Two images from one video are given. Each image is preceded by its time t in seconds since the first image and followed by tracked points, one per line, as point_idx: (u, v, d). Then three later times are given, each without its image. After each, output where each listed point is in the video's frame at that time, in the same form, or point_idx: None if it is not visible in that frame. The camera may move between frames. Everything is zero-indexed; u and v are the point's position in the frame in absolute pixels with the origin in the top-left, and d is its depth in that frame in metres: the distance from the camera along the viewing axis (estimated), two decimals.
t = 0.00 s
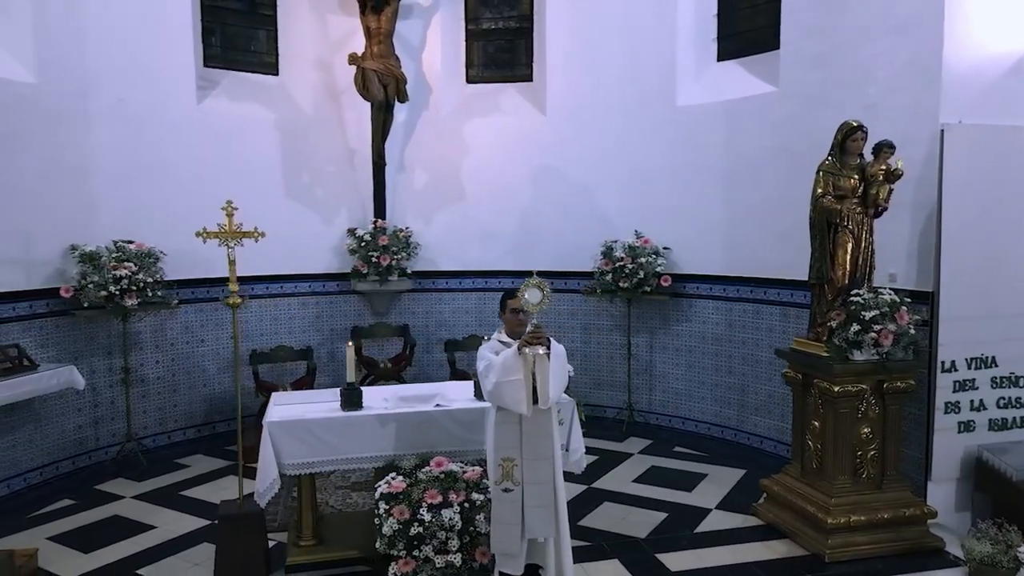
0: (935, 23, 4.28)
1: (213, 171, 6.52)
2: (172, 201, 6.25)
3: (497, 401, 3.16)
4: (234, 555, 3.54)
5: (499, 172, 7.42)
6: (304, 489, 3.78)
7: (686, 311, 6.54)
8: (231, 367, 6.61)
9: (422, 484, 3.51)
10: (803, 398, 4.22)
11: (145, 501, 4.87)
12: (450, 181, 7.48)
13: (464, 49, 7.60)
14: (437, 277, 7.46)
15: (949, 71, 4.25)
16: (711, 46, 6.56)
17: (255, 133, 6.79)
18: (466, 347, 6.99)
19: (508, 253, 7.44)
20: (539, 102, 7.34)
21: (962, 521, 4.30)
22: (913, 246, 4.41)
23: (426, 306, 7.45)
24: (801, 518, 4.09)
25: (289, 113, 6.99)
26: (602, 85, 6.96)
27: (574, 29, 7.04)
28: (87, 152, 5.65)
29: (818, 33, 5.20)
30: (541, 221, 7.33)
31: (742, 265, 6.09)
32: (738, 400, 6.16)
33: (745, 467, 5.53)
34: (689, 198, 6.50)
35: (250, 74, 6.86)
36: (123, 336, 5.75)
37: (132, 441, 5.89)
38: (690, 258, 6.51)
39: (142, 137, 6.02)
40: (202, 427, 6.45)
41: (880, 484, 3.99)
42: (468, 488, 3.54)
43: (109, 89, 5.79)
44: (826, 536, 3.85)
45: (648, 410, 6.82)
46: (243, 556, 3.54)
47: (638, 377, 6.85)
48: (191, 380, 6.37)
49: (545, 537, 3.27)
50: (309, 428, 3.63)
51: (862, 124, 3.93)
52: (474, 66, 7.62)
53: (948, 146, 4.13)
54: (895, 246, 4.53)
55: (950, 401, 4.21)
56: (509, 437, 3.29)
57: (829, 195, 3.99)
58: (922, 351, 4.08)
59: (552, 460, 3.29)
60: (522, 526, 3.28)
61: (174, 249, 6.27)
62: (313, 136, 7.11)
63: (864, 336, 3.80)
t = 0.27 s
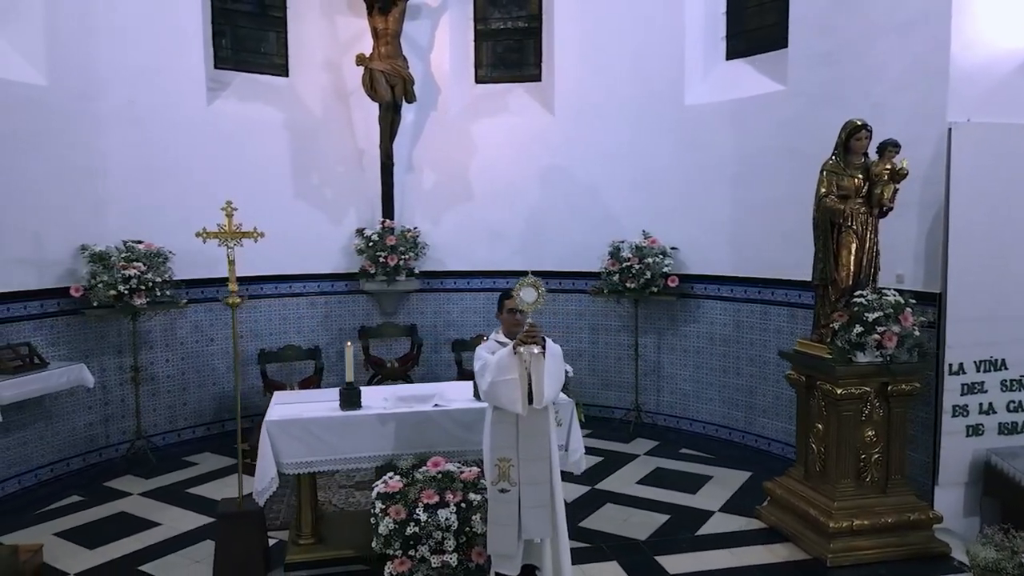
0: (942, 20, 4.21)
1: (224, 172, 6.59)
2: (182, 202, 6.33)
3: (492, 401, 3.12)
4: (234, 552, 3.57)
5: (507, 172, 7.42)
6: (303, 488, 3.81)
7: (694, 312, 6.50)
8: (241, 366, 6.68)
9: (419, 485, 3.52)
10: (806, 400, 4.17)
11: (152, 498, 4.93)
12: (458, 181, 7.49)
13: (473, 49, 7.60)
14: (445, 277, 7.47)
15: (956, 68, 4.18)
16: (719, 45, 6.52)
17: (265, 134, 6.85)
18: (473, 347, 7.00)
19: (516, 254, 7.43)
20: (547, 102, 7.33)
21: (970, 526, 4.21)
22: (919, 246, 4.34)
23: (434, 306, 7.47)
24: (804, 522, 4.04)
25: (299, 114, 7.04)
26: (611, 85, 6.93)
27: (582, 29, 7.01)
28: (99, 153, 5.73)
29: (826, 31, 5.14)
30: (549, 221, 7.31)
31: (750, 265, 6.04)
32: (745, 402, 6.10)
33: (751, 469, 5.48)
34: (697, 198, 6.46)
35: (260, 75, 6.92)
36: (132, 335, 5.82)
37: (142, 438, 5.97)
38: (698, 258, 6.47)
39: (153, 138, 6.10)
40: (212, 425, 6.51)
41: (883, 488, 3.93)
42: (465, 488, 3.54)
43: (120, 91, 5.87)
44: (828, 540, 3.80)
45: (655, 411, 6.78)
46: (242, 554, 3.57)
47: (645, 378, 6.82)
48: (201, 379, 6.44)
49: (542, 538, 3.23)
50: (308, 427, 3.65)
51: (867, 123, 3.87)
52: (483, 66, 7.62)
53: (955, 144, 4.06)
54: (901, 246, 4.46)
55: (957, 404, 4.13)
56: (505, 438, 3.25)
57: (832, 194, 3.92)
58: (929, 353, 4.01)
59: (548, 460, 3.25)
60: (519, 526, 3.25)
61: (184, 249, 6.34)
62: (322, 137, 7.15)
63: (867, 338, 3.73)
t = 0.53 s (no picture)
0: (952, 15, 4.12)
1: (236, 173, 6.67)
2: (195, 203, 6.41)
3: (486, 401, 3.08)
4: (233, 549, 3.61)
5: (517, 172, 7.41)
6: (303, 487, 3.84)
7: (704, 313, 6.43)
8: (253, 365, 6.76)
9: (415, 484, 3.53)
10: (811, 403, 4.11)
11: (161, 495, 5.00)
12: (469, 182, 7.50)
13: (484, 50, 7.59)
14: (456, 277, 7.49)
15: (967, 65, 4.09)
16: (731, 43, 6.44)
17: (277, 136, 6.92)
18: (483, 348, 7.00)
19: (527, 254, 7.42)
20: (558, 102, 7.29)
21: (982, 533, 4.11)
22: (929, 246, 4.25)
23: (445, 306, 7.48)
24: (808, 527, 3.96)
25: (311, 116, 7.10)
26: (621, 84, 6.88)
27: (593, 28, 6.98)
28: (113, 154, 5.83)
29: (837, 28, 5.05)
30: (560, 221, 7.29)
31: (760, 266, 5.97)
32: (756, 404, 6.01)
33: (759, 472, 5.41)
34: (708, 198, 6.39)
35: (273, 77, 6.99)
36: (144, 333, 5.92)
37: (154, 435, 6.06)
38: (709, 258, 6.41)
39: (166, 139, 6.19)
40: (224, 423, 6.59)
41: (889, 493, 3.86)
42: (461, 488, 3.55)
43: (134, 94, 5.96)
44: (832, 546, 3.72)
45: (665, 413, 6.73)
46: (241, 551, 3.61)
47: (655, 379, 6.77)
48: (214, 377, 6.53)
49: (537, 539, 3.20)
50: (306, 426, 3.68)
51: (872, 121, 3.80)
52: (495, 66, 7.61)
53: (965, 142, 3.96)
54: (911, 246, 4.37)
55: (967, 408, 4.03)
56: (499, 438, 3.22)
57: (837, 194, 3.87)
58: (938, 356, 3.91)
59: (543, 461, 3.24)
60: (512, 527, 3.22)
61: (197, 249, 6.42)
62: (333, 138, 7.21)
63: (871, 341, 3.66)
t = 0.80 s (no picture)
0: (961, 12, 4.04)
1: (247, 173, 6.73)
2: (206, 203, 6.49)
3: (480, 401, 3.08)
4: (232, 547, 3.64)
5: (526, 173, 7.39)
6: (302, 486, 3.87)
7: (713, 314, 6.37)
8: (263, 364, 6.83)
9: (412, 485, 3.53)
10: (815, 405, 4.05)
11: (169, 492, 5.06)
12: (478, 182, 7.50)
13: (495, 50, 7.59)
14: (465, 277, 7.50)
15: (976, 62, 4.01)
16: (741, 41, 6.36)
17: (287, 137, 6.98)
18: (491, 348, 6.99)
19: (536, 254, 7.39)
20: (568, 102, 7.26)
21: (992, 540, 4.02)
22: (938, 247, 4.16)
23: (454, 306, 7.49)
24: (811, 531, 3.91)
25: (321, 117, 7.15)
26: (631, 84, 6.84)
27: (602, 28, 6.94)
28: (125, 156, 5.92)
29: (845, 25, 4.97)
30: (569, 221, 7.25)
31: (770, 266, 5.90)
32: (765, 406, 5.93)
33: (766, 475, 5.35)
34: (717, 198, 6.33)
35: (284, 78, 7.04)
36: (155, 332, 6.00)
37: (165, 433, 6.14)
38: (718, 259, 6.35)
39: (178, 141, 6.27)
40: (234, 422, 6.66)
41: (893, 498, 3.79)
42: (458, 489, 3.55)
43: (146, 96, 6.05)
44: (833, 551, 3.67)
45: (674, 414, 6.68)
46: (240, 549, 3.64)
47: (664, 381, 6.73)
48: (224, 376, 6.60)
49: (530, 540, 3.21)
50: (305, 425, 3.71)
51: (877, 119, 3.74)
52: (505, 67, 7.60)
53: (973, 141, 3.88)
54: (919, 247, 4.29)
55: (976, 413, 3.94)
56: (494, 439, 3.22)
57: (840, 194, 3.81)
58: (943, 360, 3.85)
59: (537, 462, 3.23)
60: (506, 528, 3.23)
61: (208, 249, 6.49)
62: (343, 139, 7.26)
63: (874, 343, 3.60)
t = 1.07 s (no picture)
0: (969, 8, 3.97)
1: (256, 174, 6.79)
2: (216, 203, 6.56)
3: (474, 401, 3.10)
4: (232, 544, 3.68)
5: (534, 173, 7.38)
6: (302, 484, 3.89)
7: (721, 315, 6.32)
8: (271, 363, 6.89)
9: (409, 484, 3.54)
10: (818, 407, 4.00)
11: (175, 489, 5.12)
12: (486, 182, 7.50)
13: (503, 51, 7.58)
14: (473, 277, 7.50)
15: (984, 59, 3.94)
16: (750, 40, 6.30)
17: (296, 138, 7.03)
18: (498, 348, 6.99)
19: (543, 254, 7.37)
20: (576, 102, 7.24)
21: (1000, 545, 3.94)
22: (945, 247, 4.09)
23: (462, 305, 7.50)
24: (813, 535, 3.86)
25: (330, 117, 7.20)
26: (638, 83, 6.80)
27: (610, 27, 6.91)
28: (136, 157, 6.00)
29: (854, 23, 4.90)
30: (577, 221, 7.23)
31: (778, 267, 5.84)
32: (772, 408, 5.88)
33: (772, 477, 5.29)
34: (725, 198, 6.28)
35: (293, 79, 7.08)
36: (164, 331, 6.07)
37: (174, 431, 6.21)
38: (726, 259, 6.30)
39: (187, 142, 6.34)
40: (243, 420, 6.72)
41: (897, 502, 3.74)
42: (455, 489, 3.55)
43: (156, 98, 6.13)
44: (834, 554, 3.63)
45: (682, 416, 6.64)
46: (240, 546, 3.68)
47: (672, 382, 6.69)
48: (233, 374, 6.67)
49: (524, 540, 3.22)
50: (305, 424, 3.73)
51: (880, 118, 3.69)
52: (513, 67, 7.59)
53: (980, 140, 3.81)
54: (926, 247, 4.23)
55: (983, 416, 3.87)
56: (489, 438, 3.23)
57: (843, 193, 3.75)
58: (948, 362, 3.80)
59: (532, 463, 3.24)
60: (501, 528, 3.23)
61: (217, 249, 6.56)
62: (352, 139, 7.30)
63: (877, 344, 3.55)
